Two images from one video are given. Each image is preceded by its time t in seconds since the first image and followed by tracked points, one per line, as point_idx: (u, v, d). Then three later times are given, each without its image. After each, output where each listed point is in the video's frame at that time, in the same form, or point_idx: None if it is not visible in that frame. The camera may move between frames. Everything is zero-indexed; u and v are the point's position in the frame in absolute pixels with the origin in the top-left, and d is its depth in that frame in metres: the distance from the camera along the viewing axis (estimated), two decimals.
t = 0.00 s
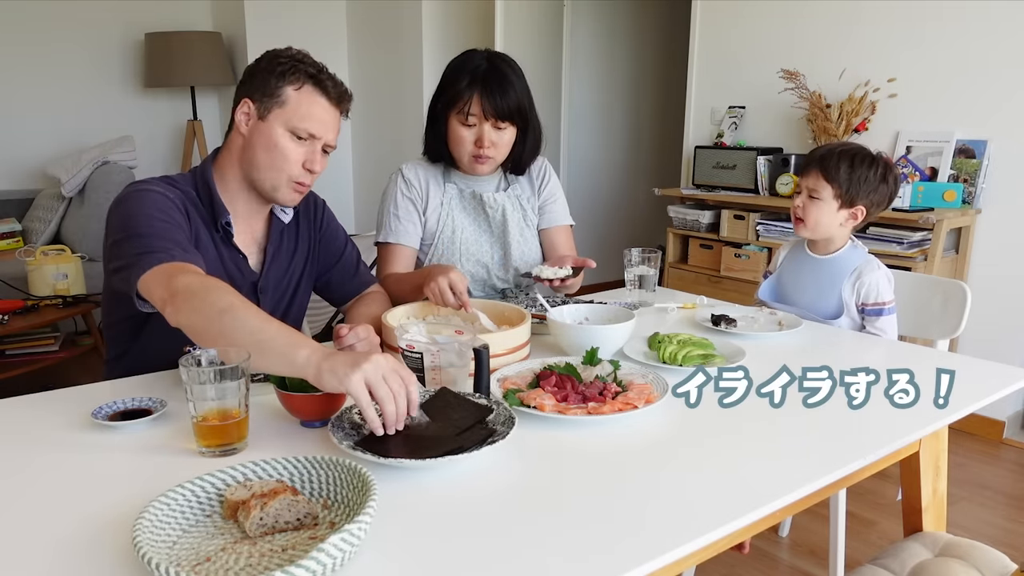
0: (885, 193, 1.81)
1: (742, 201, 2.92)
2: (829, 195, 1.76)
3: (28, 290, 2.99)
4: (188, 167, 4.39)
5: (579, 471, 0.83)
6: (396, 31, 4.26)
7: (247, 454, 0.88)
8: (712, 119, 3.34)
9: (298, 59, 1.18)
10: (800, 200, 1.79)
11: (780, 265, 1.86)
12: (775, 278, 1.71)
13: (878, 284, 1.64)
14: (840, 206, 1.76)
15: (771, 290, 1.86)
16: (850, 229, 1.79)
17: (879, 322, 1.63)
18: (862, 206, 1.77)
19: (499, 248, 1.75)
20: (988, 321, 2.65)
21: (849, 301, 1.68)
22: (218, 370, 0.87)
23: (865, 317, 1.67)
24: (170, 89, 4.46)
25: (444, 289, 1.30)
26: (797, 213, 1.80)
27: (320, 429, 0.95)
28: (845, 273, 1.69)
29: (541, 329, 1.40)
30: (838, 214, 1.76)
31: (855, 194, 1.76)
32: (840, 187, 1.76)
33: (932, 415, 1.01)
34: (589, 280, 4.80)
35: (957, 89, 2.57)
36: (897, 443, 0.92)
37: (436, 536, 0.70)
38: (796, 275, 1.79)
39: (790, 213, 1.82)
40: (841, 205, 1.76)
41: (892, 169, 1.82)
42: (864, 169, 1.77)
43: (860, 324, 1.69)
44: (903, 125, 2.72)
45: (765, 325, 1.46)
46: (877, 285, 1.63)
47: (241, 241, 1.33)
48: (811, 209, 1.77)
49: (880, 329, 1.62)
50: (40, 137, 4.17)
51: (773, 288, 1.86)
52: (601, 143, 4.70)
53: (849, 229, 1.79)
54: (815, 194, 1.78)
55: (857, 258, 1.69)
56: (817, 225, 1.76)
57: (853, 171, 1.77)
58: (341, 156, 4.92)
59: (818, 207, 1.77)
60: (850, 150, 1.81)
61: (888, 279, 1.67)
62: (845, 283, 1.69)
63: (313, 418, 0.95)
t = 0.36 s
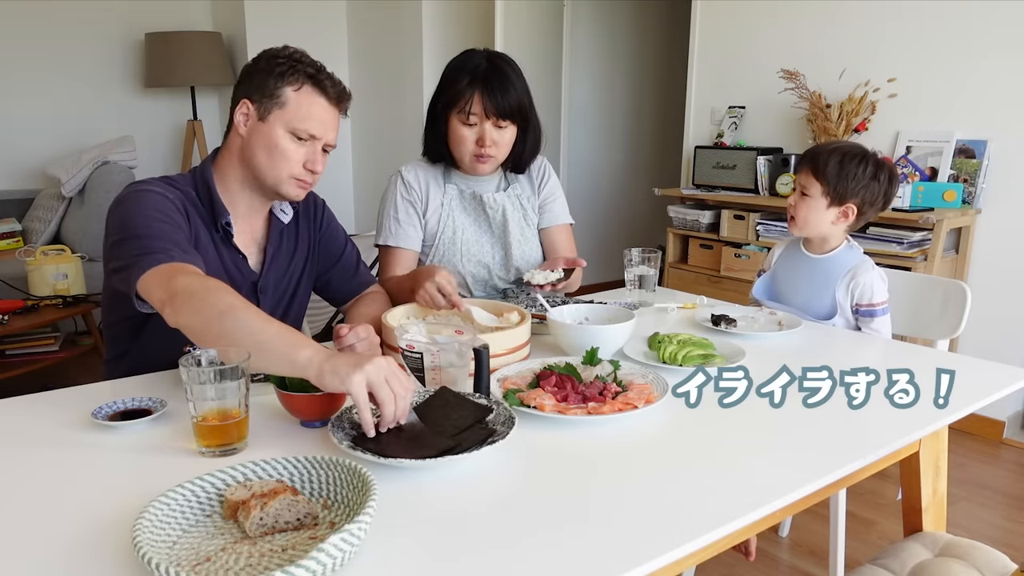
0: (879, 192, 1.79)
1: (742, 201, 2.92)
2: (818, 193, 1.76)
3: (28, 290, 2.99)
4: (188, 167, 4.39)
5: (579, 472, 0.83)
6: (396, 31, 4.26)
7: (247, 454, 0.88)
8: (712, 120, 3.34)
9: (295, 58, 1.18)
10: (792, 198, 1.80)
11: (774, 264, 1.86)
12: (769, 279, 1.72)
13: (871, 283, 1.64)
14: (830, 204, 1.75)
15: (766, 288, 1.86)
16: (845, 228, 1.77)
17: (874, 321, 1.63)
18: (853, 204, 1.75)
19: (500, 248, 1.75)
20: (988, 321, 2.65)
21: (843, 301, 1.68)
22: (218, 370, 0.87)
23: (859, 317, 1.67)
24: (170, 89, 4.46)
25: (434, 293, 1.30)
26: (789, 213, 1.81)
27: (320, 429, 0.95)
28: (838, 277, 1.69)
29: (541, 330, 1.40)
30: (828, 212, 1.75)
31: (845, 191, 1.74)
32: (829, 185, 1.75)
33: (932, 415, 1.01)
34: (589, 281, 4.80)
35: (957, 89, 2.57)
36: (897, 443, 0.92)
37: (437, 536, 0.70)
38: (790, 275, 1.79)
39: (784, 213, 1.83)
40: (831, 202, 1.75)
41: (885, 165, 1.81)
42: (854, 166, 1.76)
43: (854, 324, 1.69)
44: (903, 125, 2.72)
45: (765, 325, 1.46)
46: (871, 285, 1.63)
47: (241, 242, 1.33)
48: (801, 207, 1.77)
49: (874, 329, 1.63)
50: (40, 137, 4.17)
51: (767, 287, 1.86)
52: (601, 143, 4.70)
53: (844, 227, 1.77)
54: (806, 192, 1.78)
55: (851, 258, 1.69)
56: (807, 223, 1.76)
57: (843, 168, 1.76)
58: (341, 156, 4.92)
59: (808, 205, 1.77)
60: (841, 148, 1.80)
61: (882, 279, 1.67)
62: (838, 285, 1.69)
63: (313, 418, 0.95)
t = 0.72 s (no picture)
0: (881, 188, 1.80)
1: (741, 201, 2.92)
2: (821, 196, 1.76)
3: (28, 290, 2.99)
4: (188, 167, 4.39)
5: (579, 472, 0.83)
6: (396, 31, 4.26)
7: (247, 454, 0.88)
8: (712, 120, 3.34)
9: (297, 59, 1.18)
10: (795, 203, 1.79)
11: (779, 262, 1.86)
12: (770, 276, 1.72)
13: (875, 282, 1.63)
14: (834, 206, 1.75)
15: (770, 285, 1.86)
16: (850, 227, 1.77)
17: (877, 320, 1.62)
18: (857, 203, 1.75)
19: (496, 248, 1.74)
20: (988, 322, 2.65)
21: (847, 300, 1.68)
22: (218, 370, 0.86)
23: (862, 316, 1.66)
24: (170, 89, 4.46)
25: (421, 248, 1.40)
26: (794, 217, 1.81)
27: (320, 429, 0.95)
28: (844, 270, 1.70)
29: (541, 329, 1.40)
30: (833, 213, 1.75)
31: (848, 191, 1.74)
32: (832, 187, 1.75)
33: (932, 415, 1.01)
34: (589, 281, 4.80)
35: (957, 89, 2.57)
36: (897, 443, 0.92)
37: (437, 536, 0.70)
38: (796, 272, 1.79)
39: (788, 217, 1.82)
40: (836, 203, 1.75)
41: (883, 162, 1.81)
42: (854, 166, 1.76)
43: (856, 323, 1.68)
44: (903, 125, 2.72)
45: (765, 325, 1.46)
46: (875, 285, 1.63)
47: (241, 241, 1.33)
48: (806, 212, 1.77)
49: (877, 328, 1.62)
50: (40, 137, 4.17)
51: (772, 284, 1.85)
52: (601, 144, 4.70)
53: (849, 226, 1.77)
54: (809, 196, 1.78)
55: (856, 257, 1.70)
56: (814, 227, 1.76)
57: (843, 169, 1.76)
58: (341, 156, 4.92)
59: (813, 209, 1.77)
60: (839, 149, 1.80)
61: (887, 280, 1.66)
62: (843, 281, 1.68)
63: (313, 418, 0.95)
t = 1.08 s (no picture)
0: (887, 189, 1.78)
1: (741, 201, 2.92)
2: (826, 196, 1.75)
3: (28, 290, 2.99)
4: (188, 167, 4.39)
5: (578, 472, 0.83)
6: (396, 31, 4.26)
7: (247, 454, 0.88)
8: (712, 120, 3.34)
9: (298, 59, 1.18)
10: (800, 201, 1.79)
11: (782, 262, 1.86)
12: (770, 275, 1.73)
13: (876, 283, 1.64)
14: (838, 206, 1.75)
15: (773, 284, 1.86)
16: (854, 226, 1.77)
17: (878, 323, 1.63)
18: (862, 201, 1.75)
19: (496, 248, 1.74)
20: (988, 322, 2.65)
21: (848, 298, 1.69)
22: (218, 370, 0.87)
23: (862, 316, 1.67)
24: (169, 89, 4.46)
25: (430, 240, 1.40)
26: (798, 214, 1.81)
27: (320, 429, 0.95)
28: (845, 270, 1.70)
29: (541, 329, 1.40)
30: (837, 213, 1.74)
31: (853, 188, 1.74)
32: (837, 187, 1.74)
33: (931, 415, 1.01)
34: (589, 281, 4.80)
35: (957, 89, 2.57)
36: (897, 443, 0.92)
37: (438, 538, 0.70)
38: (798, 272, 1.79)
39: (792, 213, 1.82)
40: (841, 202, 1.74)
41: (891, 164, 1.79)
42: (860, 167, 1.75)
43: (857, 323, 1.69)
44: (903, 125, 2.72)
45: (765, 325, 1.46)
46: (875, 284, 1.63)
47: (241, 241, 1.33)
48: (811, 211, 1.77)
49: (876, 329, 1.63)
50: (40, 137, 4.17)
51: (774, 283, 1.85)
52: (601, 144, 4.70)
53: (852, 226, 1.77)
54: (814, 195, 1.77)
55: (858, 257, 1.70)
56: (816, 226, 1.76)
57: (849, 170, 1.75)
58: (341, 156, 4.92)
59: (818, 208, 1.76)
60: (847, 149, 1.79)
61: (888, 280, 1.67)
62: (844, 281, 1.69)
63: (314, 418, 0.95)
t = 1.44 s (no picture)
0: (889, 189, 1.78)
1: (742, 201, 2.92)
2: (828, 197, 1.75)
3: (28, 290, 2.99)
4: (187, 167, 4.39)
5: (578, 472, 0.83)
6: (396, 31, 4.26)
7: (247, 454, 0.88)
8: (712, 120, 3.34)
9: (295, 57, 1.18)
10: (802, 203, 1.79)
11: (784, 262, 1.87)
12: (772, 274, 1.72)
13: (878, 283, 1.64)
14: (841, 207, 1.75)
15: (775, 283, 1.86)
16: (857, 226, 1.77)
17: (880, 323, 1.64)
18: (865, 201, 1.74)
19: (497, 248, 1.74)
20: (988, 321, 2.65)
21: (850, 298, 1.69)
22: (219, 370, 0.87)
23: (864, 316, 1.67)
24: (169, 89, 4.46)
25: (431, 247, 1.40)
26: (800, 215, 1.81)
27: (320, 429, 0.95)
28: (846, 270, 1.70)
29: (541, 329, 1.40)
30: (839, 214, 1.74)
31: (856, 189, 1.73)
32: (839, 188, 1.74)
33: (931, 415, 1.01)
34: (589, 281, 4.80)
35: (957, 89, 2.57)
36: (898, 443, 0.92)
37: (438, 538, 0.70)
38: (800, 272, 1.79)
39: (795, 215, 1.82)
40: (843, 203, 1.74)
41: (893, 164, 1.79)
42: (862, 168, 1.75)
43: (858, 323, 1.69)
44: (904, 125, 2.72)
45: (765, 325, 1.46)
46: (877, 284, 1.64)
47: (240, 241, 1.32)
48: (813, 212, 1.76)
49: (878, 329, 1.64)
50: (40, 137, 4.17)
51: (777, 282, 1.86)
52: (601, 144, 4.70)
53: (856, 227, 1.77)
54: (816, 196, 1.77)
55: (860, 256, 1.70)
56: (819, 227, 1.76)
57: (850, 171, 1.75)
58: (341, 156, 4.92)
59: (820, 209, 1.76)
60: (848, 150, 1.79)
61: (890, 281, 1.67)
62: (846, 280, 1.69)
63: (314, 418, 0.95)
